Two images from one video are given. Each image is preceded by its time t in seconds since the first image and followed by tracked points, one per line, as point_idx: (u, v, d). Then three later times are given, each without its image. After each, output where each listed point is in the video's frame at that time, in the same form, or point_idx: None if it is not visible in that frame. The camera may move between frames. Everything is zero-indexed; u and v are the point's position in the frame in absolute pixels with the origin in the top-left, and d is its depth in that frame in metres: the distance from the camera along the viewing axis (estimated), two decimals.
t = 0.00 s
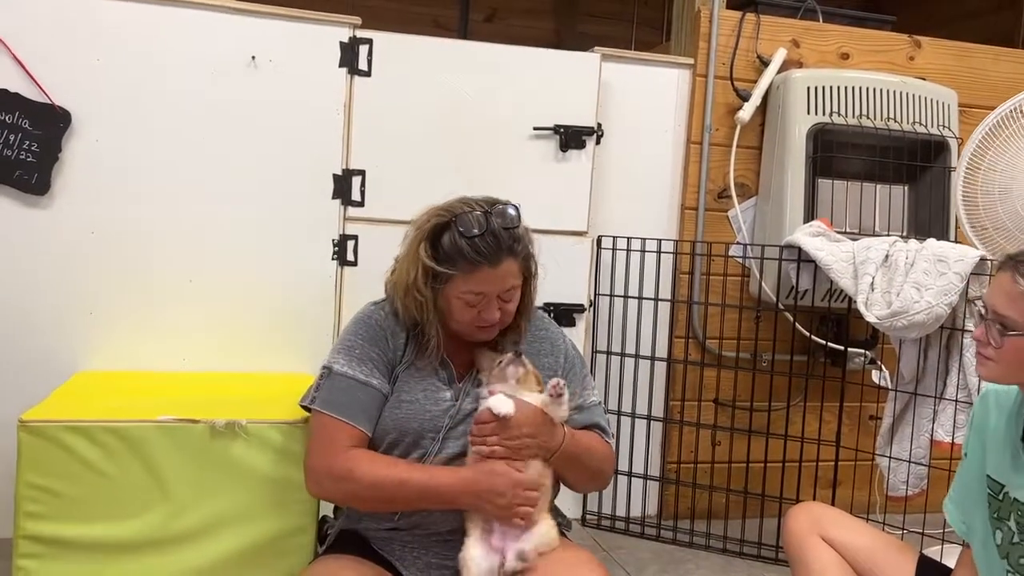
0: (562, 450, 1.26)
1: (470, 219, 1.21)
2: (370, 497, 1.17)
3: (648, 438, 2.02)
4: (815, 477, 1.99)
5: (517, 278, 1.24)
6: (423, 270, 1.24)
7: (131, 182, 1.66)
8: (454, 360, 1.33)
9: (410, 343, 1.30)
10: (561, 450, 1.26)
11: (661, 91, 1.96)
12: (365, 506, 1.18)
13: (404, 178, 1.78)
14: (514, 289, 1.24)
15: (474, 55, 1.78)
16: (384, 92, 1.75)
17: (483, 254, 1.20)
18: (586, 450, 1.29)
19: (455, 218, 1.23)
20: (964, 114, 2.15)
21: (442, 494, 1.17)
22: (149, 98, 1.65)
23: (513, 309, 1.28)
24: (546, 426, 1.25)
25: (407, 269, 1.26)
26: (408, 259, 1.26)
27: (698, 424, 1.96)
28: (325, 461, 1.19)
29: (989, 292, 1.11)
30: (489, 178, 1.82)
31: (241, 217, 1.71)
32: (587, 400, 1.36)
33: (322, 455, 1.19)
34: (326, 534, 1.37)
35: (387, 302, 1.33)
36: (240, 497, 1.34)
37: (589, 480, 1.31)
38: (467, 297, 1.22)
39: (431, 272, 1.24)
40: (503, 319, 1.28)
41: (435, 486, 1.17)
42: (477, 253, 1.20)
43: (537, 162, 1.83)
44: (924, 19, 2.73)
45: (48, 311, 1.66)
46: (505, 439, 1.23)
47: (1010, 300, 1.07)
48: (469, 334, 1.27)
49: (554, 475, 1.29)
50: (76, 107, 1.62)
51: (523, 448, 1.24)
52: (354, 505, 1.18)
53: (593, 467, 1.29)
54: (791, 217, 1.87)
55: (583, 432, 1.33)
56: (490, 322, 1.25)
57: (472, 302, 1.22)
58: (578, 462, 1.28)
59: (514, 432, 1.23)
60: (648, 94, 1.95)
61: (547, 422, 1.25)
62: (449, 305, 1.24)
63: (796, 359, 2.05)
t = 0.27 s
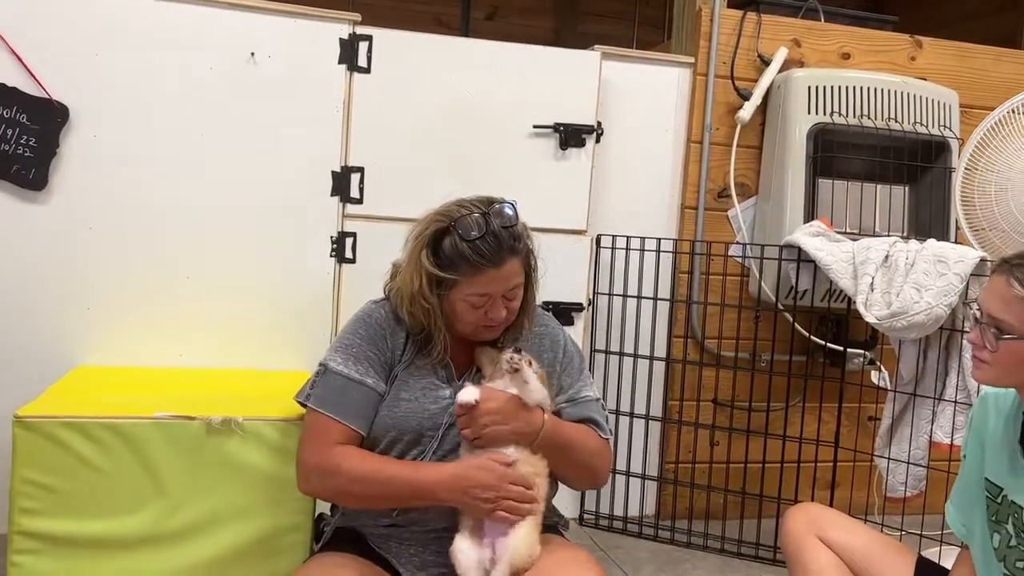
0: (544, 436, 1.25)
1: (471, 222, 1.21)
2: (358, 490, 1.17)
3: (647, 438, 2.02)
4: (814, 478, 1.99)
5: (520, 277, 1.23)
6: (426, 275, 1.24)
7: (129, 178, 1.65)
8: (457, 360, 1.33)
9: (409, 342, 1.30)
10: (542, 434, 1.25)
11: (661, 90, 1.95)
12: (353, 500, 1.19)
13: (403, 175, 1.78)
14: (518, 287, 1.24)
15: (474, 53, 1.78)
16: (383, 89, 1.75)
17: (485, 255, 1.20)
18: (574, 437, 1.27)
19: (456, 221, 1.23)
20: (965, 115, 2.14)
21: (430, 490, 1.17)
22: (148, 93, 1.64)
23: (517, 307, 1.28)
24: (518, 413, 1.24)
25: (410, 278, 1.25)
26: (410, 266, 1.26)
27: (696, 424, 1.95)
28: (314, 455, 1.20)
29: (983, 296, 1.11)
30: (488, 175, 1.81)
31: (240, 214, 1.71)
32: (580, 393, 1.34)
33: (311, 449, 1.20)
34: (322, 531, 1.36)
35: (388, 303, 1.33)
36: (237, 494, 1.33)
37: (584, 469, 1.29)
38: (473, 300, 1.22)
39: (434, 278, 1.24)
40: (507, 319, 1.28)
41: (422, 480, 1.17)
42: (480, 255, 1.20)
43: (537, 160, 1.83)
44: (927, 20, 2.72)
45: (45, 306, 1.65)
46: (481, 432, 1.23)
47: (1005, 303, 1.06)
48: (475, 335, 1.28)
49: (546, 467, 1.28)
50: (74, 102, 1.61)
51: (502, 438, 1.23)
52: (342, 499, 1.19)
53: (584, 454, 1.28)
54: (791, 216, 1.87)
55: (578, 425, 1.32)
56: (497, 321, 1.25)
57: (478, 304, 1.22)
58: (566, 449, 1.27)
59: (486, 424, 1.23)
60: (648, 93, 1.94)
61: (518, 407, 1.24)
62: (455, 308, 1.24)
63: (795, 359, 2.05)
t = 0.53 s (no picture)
0: (533, 430, 1.25)
1: (474, 220, 1.21)
2: (344, 485, 1.18)
3: (645, 437, 2.02)
4: (812, 478, 1.99)
5: (521, 275, 1.23)
6: (427, 272, 1.24)
7: (129, 173, 1.65)
8: (455, 358, 1.33)
9: (405, 340, 1.29)
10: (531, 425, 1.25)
11: (662, 89, 1.95)
12: (340, 494, 1.19)
13: (403, 172, 1.78)
14: (519, 285, 1.24)
15: (475, 50, 1.78)
16: (384, 86, 1.75)
17: (488, 254, 1.20)
18: (567, 432, 1.27)
19: (458, 219, 1.23)
20: (966, 116, 2.14)
21: (417, 485, 1.18)
22: (148, 89, 1.64)
23: (516, 305, 1.28)
24: (503, 404, 1.25)
25: (411, 275, 1.25)
26: (410, 263, 1.26)
27: (695, 423, 1.95)
28: (305, 450, 1.20)
29: (984, 295, 1.11)
30: (488, 173, 1.82)
31: (240, 210, 1.71)
32: (575, 388, 1.34)
33: (298, 443, 1.21)
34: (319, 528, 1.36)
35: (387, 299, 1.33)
36: (234, 490, 1.33)
37: (579, 463, 1.28)
38: (474, 298, 1.22)
39: (435, 274, 1.24)
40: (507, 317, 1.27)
41: (408, 474, 1.18)
42: (482, 254, 1.20)
43: (537, 159, 1.83)
44: (927, 21, 2.72)
45: (44, 301, 1.65)
46: (471, 427, 1.24)
47: (1005, 302, 1.06)
48: (474, 332, 1.28)
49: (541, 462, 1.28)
50: (75, 97, 1.61)
51: (491, 430, 1.25)
52: (329, 493, 1.20)
53: (578, 448, 1.27)
54: (791, 216, 1.87)
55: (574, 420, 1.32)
56: (497, 319, 1.25)
57: (478, 302, 1.22)
58: (558, 443, 1.26)
59: (474, 418, 1.24)
60: (649, 92, 1.94)
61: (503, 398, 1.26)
62: (456, 306, 1.24)
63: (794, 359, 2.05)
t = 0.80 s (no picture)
0: (537, 429, 1.26)
1: (480, 222, 1.21)
2: (341, 484, 1.18)
3: (645, 437, 2.02)
4: (811, 479, 1.99)
5: (523, 278, 1.24)
6: (430, 272, 1.24)
7: (132, 171, 1.65)
8: (455, 357, 1.33)
9: (405, 340, 1.29)
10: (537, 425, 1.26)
11: (664, 90, 1.95)
12: (337, 493, 1.20)
13: (405, 171, 1.78)
14: (520, 287, 1.25)
15: (478, 50, 1.78)
16: (387, 85, 1.75)
17: (493, 257, 1.20)
18: (570, 432, 1.27)
19: (464, 221, 1.23)
20: (967, 119, 2.14)
21: (414, 484, 1.18)
22: (152, 86, 1.64)
23: (517, 306, 1.28)
24: (509, 405, 1.25)
25: (414, 272, 1.25)
26: (413, 261, 1.26)
27: (694, 424, 1.96)
28: (304, 450, 1.20)
29: (982, 299, 1.11)
30: (490, 173, 1.82)
31: (242, 208, 1.71)
32: (577, 388, 1.34)
33: (296, 442, 1.22)
34: (321, 526, 1.36)
35: (388, 297, 1.33)
36: (235, 488, 1.33)
37: (581, 463, 1.29)
38: (476, 299, 1.22)
39: (438, 275, 1.24)
40: (507, 318, 1.28)
41: (405, 474, 1.18)
42: (487, 257, 1.20)
43: (539, 159, 1.83)
44: (929, 24, 2.73)
45: (46, 298, 1.65)
46: (476, 427, 1.24)
47: (1003, 306, 1.07)
48: (474, 332, 1.28)
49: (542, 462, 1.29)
50: (78, 94, 1.61)
51: (496, 430, 1.25)
52: (326, 492, 1.20)
53: (581, 449, 1.28)
54: (792, 218, 1.87)
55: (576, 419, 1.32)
56: (494, 320, 1.25)
57: (480, 303, 1.23)
58: (561, 442, 1.27)
59: (480, 418, 1.24)
60: (651, 93, 1.94)
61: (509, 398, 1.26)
62: (456, 306, 1.25)
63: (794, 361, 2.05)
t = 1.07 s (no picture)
0: (540, 428, 1.26)
1: (484, 221, 1.21)
2: (340, 481, 1.19)
3: (644, 437, 2.02)
4: (811, 480, 2.00)
5: (526, 274, 1.25)
6: (436, 273, 1.23)
7: (134, 167, 1.66)
8: (456, 354, 1.33)
9: (405, 337, 1.30)
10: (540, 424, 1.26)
11: (666, 90, 1.96)
12: (336, 490, 1.20)
13: (407, 170, 1.78)
14: (523, 283, 1.25)
15: (480, 49, 1.78)
16: (389, 84, 1.75)
17: (497, 255, 1.20)
18: (572, 431, 1.27)
19: (466, 220, 1.23)
20: (969, 121, 2.14)
21: (414, 481, 1.18)
22: (154, 83, 1.64)
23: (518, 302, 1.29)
24: (512, 403, 1.26)
25: (419, 274, 1.24)
26: (416, 262, 1.25)
27: (694, 424, 1.96)
28: (304, 447, 1.20)
29: (981, 302, 1.11)
30: (492, 172, 1.82)
31: (244, 205, 1.71)
32: (579, 387, 1.35)
33: (295, 438, 1.21)
34: (321, 524, 1.37)
35: (388, 295, 1.33)
36: (235, 485, 1.33)
37: (580, 462, 1.29)
38: (482, 297, 1.23)
39: (444, 274, 1.24)
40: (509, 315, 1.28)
41: (404, 471, 1.18)
42: (492, 255, 1.20)
43: (541, 158, 1.83)
44: (931, 26, 2.73)
45: (47, 294, 1.65)
46: (478, 425, 1.25)
47: (1002, 309, 1.07)
48: (479, 328, 1.29)
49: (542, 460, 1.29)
50: (81, 90, 1.62)
51: (497, 428, 1.25)
52: (325, 488, 1.20)
53: (581, 449, 1.28)
54: (793, 219, 1.87)
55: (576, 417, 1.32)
56: (500, 315, 1.27)
57: (487, 301, 1.23)
58: (562, 442, 1.27)
59: (482, 416, 1.24)
60: (653, 93, 1.95)
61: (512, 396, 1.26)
62: (462, 305, 1.25)
63: (794, 362, 2.05)
